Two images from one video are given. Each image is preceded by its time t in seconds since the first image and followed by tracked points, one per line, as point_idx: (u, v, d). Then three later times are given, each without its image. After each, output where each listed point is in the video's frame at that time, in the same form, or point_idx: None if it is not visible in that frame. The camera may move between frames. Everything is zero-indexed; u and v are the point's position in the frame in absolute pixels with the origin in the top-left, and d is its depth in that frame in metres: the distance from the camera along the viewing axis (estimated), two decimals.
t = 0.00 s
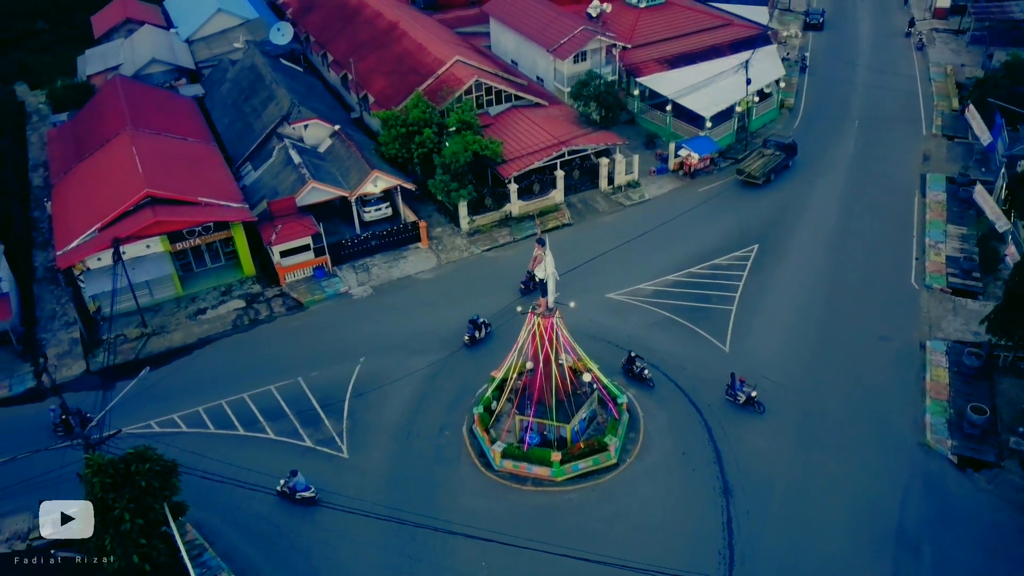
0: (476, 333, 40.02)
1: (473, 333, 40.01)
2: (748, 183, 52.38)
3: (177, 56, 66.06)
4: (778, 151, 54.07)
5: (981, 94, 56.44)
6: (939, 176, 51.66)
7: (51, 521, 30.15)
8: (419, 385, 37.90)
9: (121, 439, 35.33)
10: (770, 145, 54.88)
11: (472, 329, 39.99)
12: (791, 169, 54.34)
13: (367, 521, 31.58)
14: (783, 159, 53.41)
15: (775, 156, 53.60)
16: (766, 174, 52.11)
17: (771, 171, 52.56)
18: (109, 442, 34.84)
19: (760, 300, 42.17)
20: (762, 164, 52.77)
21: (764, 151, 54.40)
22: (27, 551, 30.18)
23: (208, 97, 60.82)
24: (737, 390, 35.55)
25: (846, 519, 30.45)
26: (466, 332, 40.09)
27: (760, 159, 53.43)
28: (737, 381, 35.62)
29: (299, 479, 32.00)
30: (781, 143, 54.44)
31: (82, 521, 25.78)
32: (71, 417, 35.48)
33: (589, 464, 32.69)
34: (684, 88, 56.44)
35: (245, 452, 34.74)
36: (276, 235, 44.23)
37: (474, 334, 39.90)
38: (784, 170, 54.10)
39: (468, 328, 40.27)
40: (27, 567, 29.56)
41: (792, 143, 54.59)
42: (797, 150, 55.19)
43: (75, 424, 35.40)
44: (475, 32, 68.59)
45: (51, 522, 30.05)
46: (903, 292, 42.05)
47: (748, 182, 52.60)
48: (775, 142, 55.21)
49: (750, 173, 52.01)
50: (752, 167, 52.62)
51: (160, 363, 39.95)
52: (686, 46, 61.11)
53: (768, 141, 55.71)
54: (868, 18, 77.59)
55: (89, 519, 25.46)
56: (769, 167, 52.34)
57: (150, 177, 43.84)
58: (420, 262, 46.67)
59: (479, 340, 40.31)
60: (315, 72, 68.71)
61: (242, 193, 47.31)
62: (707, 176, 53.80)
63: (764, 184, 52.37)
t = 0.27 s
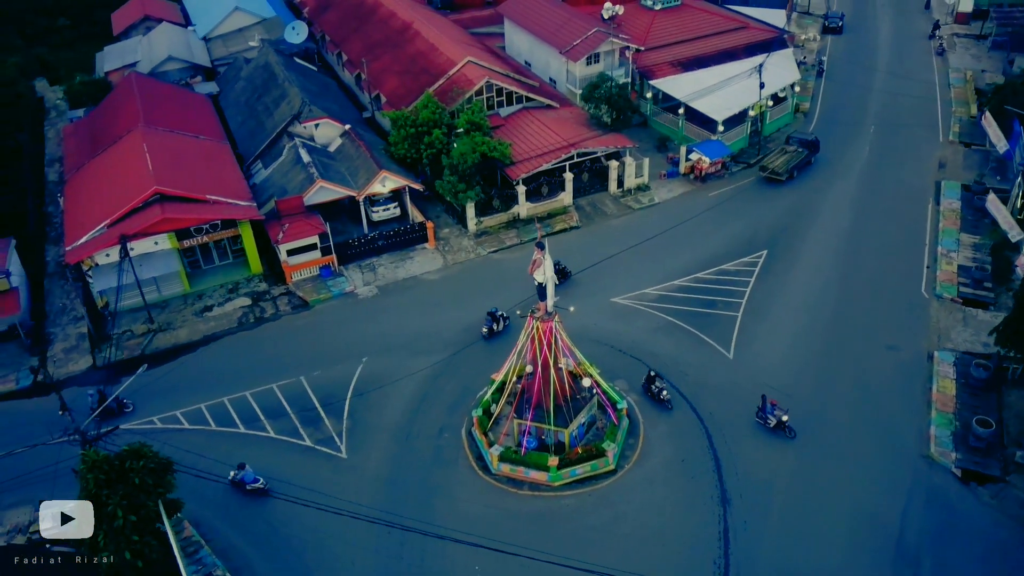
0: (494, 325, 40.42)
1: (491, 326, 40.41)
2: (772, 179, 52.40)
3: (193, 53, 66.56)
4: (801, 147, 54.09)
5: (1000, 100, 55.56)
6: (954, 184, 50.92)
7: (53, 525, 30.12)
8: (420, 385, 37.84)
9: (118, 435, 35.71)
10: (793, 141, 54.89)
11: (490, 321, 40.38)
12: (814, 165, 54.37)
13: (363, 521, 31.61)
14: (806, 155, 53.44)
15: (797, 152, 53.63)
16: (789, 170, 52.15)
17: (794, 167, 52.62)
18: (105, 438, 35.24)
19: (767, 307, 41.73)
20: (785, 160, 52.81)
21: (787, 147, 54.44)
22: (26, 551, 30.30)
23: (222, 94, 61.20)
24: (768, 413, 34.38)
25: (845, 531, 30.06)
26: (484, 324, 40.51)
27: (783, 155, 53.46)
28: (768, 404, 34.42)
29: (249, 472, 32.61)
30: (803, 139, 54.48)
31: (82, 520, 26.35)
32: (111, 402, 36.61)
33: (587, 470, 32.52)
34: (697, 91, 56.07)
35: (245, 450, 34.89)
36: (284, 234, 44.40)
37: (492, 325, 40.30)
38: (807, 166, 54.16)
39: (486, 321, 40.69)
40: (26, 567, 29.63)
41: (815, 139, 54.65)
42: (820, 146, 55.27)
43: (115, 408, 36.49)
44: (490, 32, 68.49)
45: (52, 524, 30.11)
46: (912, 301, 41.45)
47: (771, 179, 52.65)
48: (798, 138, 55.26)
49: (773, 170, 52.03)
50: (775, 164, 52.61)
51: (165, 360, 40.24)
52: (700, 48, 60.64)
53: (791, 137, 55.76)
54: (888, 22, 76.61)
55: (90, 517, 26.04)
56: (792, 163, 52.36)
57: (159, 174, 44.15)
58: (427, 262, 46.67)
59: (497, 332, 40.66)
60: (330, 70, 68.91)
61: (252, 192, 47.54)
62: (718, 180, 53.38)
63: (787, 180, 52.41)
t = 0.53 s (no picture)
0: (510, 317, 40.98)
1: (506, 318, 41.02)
2: (791, 175, 52.93)
3: (204, 51, 66.91)
4: (819, 143, 54.58)
5: (1013, 106, 54.83)
6: (964, 190, 50.29)
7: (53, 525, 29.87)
8: (418, 385, 37.76)
9: (111, 432, 35.86)
10: (811, 137, 55.39)
11: (506, 313, 41.02)
12: (832, 161, 54.86)
13: (356, 521, 31.62)
14: (824, 151, 53.91)
15: (815, 148, 54.12)
16: (809, 166, 52.62)
17: (813, 162, 53.10)
18: (97, 435, 35.40)
19: (770, 312, 41.35)
20: (804, 156, 53.31)
21: (805, 143, 54.96)
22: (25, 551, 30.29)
23: (232, 93, 61.49)
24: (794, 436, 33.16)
25: (840, 541, 29.74)
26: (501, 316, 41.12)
27: (801, 151, 53.98)
28: (796, 428, 33.14)
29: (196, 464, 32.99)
30: (822, 134, 55.00)
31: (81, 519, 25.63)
32: (143, 390, 37.25)
33: (581, 474, 32.39)
34: (705, 94, 55.74)
35: (242, 448, 35.01)
36: (287, 233, 44.55)
37: (509, 317, 40.89)
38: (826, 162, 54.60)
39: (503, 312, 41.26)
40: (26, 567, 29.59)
41: (833, 134, 55.16)
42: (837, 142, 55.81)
43: (147, 396, 37.18)
44: (500, 33, 68.39)
45: (50, 522, 29.81)
46: (918, 308, 40.96)
47: (791, 175, 53.15)
48: (816, 134, 55.78)
49: (792, 166, 52.55)
50: (795, 159, 53.13)
51: (167, 357, 40.48)
52: (710, 50, 60.20)
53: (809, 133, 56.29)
54: (903, 25, 75.80)
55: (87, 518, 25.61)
56: (811, 159, 52.82)
57: (164, 172, 44.40)
58: (430, 263, 46.64)
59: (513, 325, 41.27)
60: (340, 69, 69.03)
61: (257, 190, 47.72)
62: (725, 183, 53.05)
63: (807, 176, 52.88)
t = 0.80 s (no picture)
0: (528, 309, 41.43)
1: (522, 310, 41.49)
2: (810, 170, 53.61)
3: (215, 50, 67.24)
4: (836, 138, 55.25)
5: None
6: (974, 196, 49.71)
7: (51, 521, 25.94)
8: (416, 385, 37.73)
9: (105, 428, 36.17)
10: (828, 132, 56.00)
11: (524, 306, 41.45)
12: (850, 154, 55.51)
13: (350, 520, 31.62)
14: (842, 145, 54.50)
15: (834, 142, 54.76)
16: (827, 161, 53.34)
17: (831, 158, 53.80)
18: (90, 431, 35.72)
19: (772, 316, 41.04)
20: (822, 151, 53.97)
21: (823, 137, 55.61)
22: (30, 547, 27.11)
23: (241, 91, 61.74)
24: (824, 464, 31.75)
25: (835, 549, 29.44)
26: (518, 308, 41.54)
27: (820, 146, 54.69)
28: (826, 455, 31.81)
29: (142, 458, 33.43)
30: (839, 129, 55.58)
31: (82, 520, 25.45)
32: (176, 378, 37.85)
33: (576, 477, 32.26)
34: (712, 96, 55.44)
35: (239, 446, 35.11)
36: (290, 231, 44.66)
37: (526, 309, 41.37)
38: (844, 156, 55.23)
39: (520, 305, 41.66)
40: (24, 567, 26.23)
41: (851, 128, 55.72)
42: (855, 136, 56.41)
43: (179, 385, 37.80)
44: (509, 33, 68.30)
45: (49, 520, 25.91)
46: (922, 314, 40.50)
47: (809, 170, 53.80)
48: (833, 128, 56.36)
49: (811, 161, 53.26)
50: (813, 155, 53.83)
51: (168, 353, 40.69)
52: (719, 52, 59.85)
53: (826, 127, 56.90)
54: (917, 28, 75.05)
55: (88, 519, 25.40)
56: (830, 154, 53.53)
57: (169, 170, 44.64)
58: (432, 263, 46.58)
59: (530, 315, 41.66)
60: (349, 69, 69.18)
61: (261, 188, 47.89)
62: (732, 186, 52.70)
63: (825, 171, 53.57)
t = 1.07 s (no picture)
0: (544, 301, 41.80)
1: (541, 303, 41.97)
2: (827, 165, 53.62)
3: (225, 47, 67.52)
4: (853, 133, 55.35)
5: None
6: (982, 201, 49.19)
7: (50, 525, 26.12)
8: (414, 385, 37.71)
9: (100, 424, 36.37)
10: (844, 126, 56.07)
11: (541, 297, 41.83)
12: (867, 150, 55.63)
13: (344, 519, 31.65)
14: (858, 140, 54.59)
15: (851, 137, 54.90)
16: (844, 156, 53.36)
17: (848, 153, 53.85)
18: (85, 426, 36.03)
19: (774, 320, 40.75)
20: (839, 146, 54.09)
21: (839, 132, 55.68)
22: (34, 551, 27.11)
23: (249, 89, 61.98)
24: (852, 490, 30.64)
25: (831, 556, 29.21)
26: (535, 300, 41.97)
27: (837, 141, 54.80)
28: (852, 481, 30.73)
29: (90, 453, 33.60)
30: (855, 123, 55.64)
31: (82, 520, 25.55)
32: (203, 368, 38.20)
33: (571, 479, 32.15)
34: (720, 98, 55.15)
35: (236, 443, 35.23)
36: (293, 230, 44.76)
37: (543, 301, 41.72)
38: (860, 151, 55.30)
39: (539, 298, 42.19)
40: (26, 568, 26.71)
41: (866, 123, 55.83)
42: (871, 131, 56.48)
43: (207, 374, 38.14)
44: (518, 33, 68.21)
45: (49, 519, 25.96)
46: (926, 319, 40.08)
47: (826, 165, 53.84)
48: (849, 123, 56.41)
49: (829, 155, 53.36)
50: (830, 150, 53.87)
51: (169, 350, 40.89)
52: (727, 53, 59.50)
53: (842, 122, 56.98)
54: (930, 30, 74.38)
55: (88, 519, 25.52)
56: (847, 149, 53.58)
57: (174, 167, 44.85)
58: (434, 263, 46.55)
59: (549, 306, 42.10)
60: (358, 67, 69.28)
61: (266, 186, 48.03)
62: (738, 188, 52.38)
63: (843, 166, 53.59)
